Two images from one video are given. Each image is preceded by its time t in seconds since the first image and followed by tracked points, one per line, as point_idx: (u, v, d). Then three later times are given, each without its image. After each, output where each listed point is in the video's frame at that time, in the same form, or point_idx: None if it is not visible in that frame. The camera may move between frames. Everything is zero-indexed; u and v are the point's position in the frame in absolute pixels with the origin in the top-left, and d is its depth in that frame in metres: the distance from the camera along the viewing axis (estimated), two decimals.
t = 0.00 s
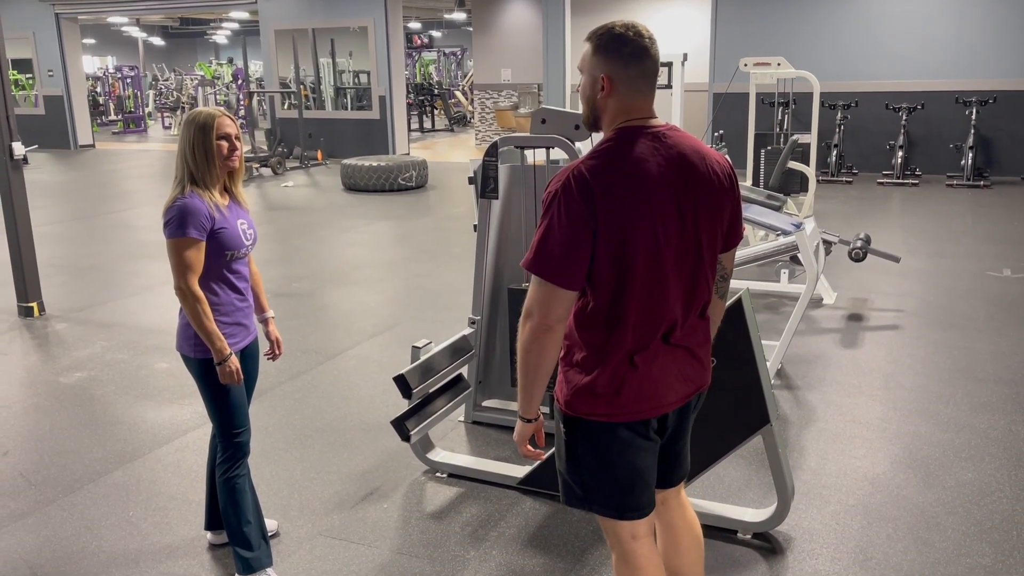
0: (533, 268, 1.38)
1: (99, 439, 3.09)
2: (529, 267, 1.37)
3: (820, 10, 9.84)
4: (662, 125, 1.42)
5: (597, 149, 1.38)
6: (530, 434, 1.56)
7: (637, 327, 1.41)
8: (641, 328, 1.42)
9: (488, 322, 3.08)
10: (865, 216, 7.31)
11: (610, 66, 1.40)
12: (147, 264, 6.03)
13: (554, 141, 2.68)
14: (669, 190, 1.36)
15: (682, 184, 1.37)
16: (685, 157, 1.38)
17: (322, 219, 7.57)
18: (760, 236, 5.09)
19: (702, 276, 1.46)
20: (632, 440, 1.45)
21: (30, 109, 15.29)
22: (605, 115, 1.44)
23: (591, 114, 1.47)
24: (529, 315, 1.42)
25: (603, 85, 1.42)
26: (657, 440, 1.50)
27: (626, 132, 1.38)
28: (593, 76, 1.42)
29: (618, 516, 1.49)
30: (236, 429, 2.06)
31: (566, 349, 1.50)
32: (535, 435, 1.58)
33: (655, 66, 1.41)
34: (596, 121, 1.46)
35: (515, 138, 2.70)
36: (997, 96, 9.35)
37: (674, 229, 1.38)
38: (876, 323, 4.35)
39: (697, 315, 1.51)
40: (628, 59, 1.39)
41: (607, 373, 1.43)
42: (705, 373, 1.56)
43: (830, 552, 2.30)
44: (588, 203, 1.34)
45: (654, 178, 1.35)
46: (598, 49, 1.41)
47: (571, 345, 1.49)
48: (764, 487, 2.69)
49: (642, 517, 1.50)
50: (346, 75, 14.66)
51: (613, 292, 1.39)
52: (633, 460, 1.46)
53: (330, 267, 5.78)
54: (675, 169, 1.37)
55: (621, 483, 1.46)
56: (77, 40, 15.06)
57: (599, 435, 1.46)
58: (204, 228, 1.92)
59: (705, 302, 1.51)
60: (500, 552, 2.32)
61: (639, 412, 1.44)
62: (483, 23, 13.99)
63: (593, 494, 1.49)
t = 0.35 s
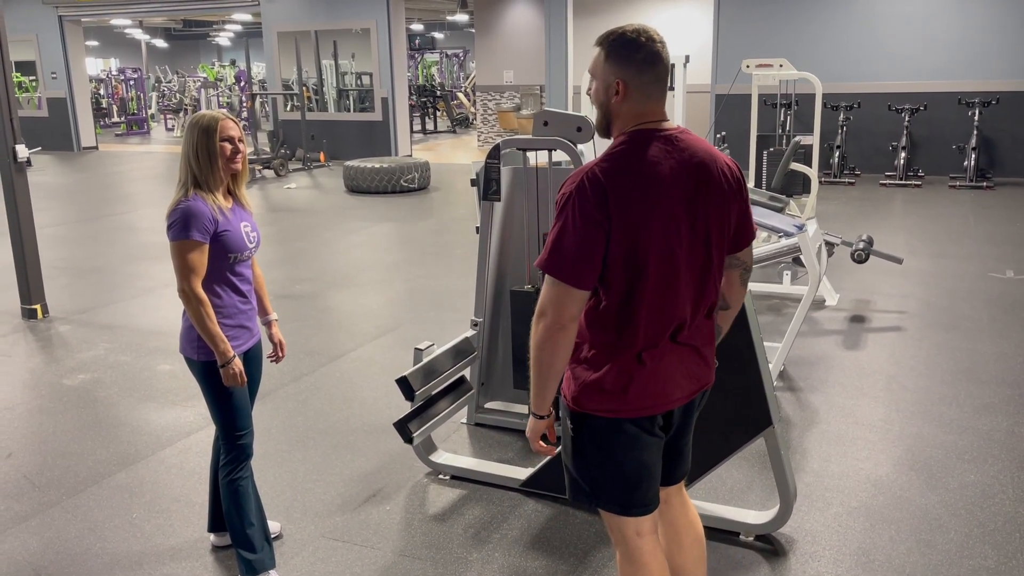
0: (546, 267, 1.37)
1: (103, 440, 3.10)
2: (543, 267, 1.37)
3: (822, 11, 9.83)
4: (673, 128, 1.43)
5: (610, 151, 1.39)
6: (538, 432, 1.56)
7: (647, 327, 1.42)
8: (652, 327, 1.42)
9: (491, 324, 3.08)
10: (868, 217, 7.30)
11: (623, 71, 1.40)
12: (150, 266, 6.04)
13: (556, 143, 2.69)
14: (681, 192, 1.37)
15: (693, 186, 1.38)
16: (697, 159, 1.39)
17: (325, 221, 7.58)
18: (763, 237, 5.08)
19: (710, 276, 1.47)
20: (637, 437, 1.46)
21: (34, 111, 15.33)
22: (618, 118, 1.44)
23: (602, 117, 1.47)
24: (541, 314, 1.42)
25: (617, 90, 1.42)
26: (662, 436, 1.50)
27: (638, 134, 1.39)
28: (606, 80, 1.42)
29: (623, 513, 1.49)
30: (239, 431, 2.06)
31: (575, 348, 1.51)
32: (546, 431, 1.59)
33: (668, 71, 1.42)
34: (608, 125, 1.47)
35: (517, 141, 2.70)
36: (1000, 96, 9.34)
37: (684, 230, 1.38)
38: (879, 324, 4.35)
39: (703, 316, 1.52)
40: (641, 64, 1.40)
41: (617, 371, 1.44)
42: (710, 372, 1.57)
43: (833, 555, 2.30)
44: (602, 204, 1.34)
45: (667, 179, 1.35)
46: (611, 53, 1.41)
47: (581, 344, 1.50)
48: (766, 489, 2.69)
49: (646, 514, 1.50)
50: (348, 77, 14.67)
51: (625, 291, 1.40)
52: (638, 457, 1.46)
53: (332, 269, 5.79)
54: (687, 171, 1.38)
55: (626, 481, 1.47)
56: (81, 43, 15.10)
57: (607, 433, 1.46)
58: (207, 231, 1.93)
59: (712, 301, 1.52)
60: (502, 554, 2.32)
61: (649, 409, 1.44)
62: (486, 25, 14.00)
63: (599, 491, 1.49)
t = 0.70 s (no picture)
0: (562, 262, 1.39)
1: (106, 443, 3.11)
2: (560, 262, 1.38)
3: (825, 12, 9.82)
4: (691, 130, 1.44)
5: (628, 150, 1.40)
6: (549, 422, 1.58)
7: (661, 324, 1.43)
8: (665, 325, 1.43)
9: (493, 326, 3.08)
10: (871, 219, 7.30)
11: (647, 71, 1.41)
12: (154, 268, 6.05)
13: (558, 146, 2.69)
14: (696, 191, 1.38)
15: (709, 187, 1.39)
16: (713, 160, 1.40)
17: (329, 223, 7.59)
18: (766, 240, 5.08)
19: (724, 276, 1.48)
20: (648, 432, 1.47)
21: (38, 113, 15.37)
22: (637, 118, 1.45)
23: (621, 117, 1.47)
24: (556, 308, 1.43)
25: (640, 89, 1.42)
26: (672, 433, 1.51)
27: (656, 134, 1.40)
28: (629, 81, 1.43)
29: (631, 508, 1.50)
30: (242, 434, 2.07)
31: (590, 344, 1.52)
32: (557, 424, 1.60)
33: (690, 72, 1.43)
34: (628, 123, 1.47)
35: (519, 143, 2.69)
36: (1003, 97, 9.32)
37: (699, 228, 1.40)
38: (882, 326, 4.34)
39: (717, 315, 1.53)
40: (664, 66, 1.40)
41: (631, 367, 1.45)
42: (724, 371, 1.58)
43: (836, 558, 2.29)
44: (619, 201, 1.35)
45: (683, 179, 1.37)
46: (635, 53, 1.42)
47: (596, 340, 1.51)
48: (769, 492, 2.69)
49: (654, 510, 1.51)
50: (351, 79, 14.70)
51: (638, 289, 1.41)
52: (648, 453, 1.48)
53: (336, 271, 5.80)
54: (702, 171, 1.39)
55: (635, 476, 1.48)
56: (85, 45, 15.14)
57: (619, 428, 1.47)
58: (210, 235, 1.93)
59: (725, 301, 1.53)
60: (505, 557, 2.32)
61: (661, 405, 1.46)
62: (489, 26, 14.01)
63: (608, 486, 1.51)
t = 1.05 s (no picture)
0: (585, 256, 1.42)
1: (111, 445, 3.12)
2: (582, 256, 1.42)
3: (829, 12, 9.81)
4: (709, 129, 1.47)
5: (648, 148, 1.43)
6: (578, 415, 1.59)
7: (681, 319, 1.45)
8: (686, 319, 1.46)
9: (497, 328, 3.09)
10: (875, 220, 7.29)
11: (668, 71, 1.44)
12: (158, 269, 6.06)
13: (562, 148, 2.68)
14: (715, 188, 1.41)
15: (729, 185, 1.42)
16: (732, 159, 1.43)
17: (333, 225, 7.60)
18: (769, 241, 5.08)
19: (744, 273, 1.50)
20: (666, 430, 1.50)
21: (42, 115, 15.42)
22: (656, 118, 1.48)
23: (642, 117, 1.51)
24: (580, 302, 1.46)
25: (660, 89, 1.45)
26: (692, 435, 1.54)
27: (675, 132, 1.43)
28: (649, 81, 1.46)
29: (644, 504, 1.53)
30: (246, 437, 2.07)
31: (613, 338, 1.55)
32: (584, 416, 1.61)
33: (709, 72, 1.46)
34: (648, 122, 1.50)
35: (523, 145, 2.69)
36: (1008, 98, 9.30)
37: (718, 225, 1.42)
38: (886, 328, 4.34)
39: (738, 311, 1.55)
40: (683, 66, 1.43)
41: (652, 361, 1.47)
42: (745, 368, 1.60)
43: (840, 560, 2.29)
44: (639, 197, 1.39)
45: (703, 177, 1.39)
46: (656, 54, 1.45)
47: (618, 334, 1.54)
48: (773, 494, 2.69)
49: (667, 506, 1.54)
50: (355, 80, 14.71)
51: (659, 284, 1.44)
52: (665, 451, 1.51)
53: (340, 272, 5.80)
54: (722, 169, 1.41)
55: (650, 474, 1.51)
56: (89, 46, 15.18)
57: (640, 423, 1.50)
58: (213, 237, 1.94)
59: (746, 298, 1.55)
60: (509, 558, 2.32)
61: (681, 401, 1.48)
62: (492, 27, 14.03)
63: (623, 483, 1.53)
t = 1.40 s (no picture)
0: (607, 253, 1.43)
1: (116, 446, 3.13)
2: (604, 252, 1.43)
3: (832, 12, 9.80)
4: (728, 130, 1.49)
5: (668, 148, 1.45)
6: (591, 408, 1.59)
7: (701, 317, 1.46)
8: (705, 317, 1.46)
9: (500, 330, 3.09)
10: (878, 220, 7.28)
11: (684, 71, 1.47)
12: (162, 270, 6.08)
13: (565, 150, 2.68)
14: (735, 187, 1.42)
15: (748, 184, 1.43)
16: (750, 159, 1.45)
17: (337, 225, 7.62)
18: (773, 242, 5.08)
19: (763, 273, 1.50)
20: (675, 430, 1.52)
21: (47, 116, 15.46)
22: (675, 120, 1.50)
23: (661, 119, 1.53)
24: (601, 300, 1.46)
25: (677, 89, 1.48)
26: (704, 439, 1.55)
27: (694, 132, 1.45)
28: (666, 82, 1.49)
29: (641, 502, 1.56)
30: (249, 439, 2.07)
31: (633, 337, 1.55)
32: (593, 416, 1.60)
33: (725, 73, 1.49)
34: (666, 125, 1.53)
35: (526, 147, 2.69)
36: (1012, 98, 9.29)
37: (738, 223, 1.43)
38: (889, 329, 4.33)
39: (757, 313, 1.55)
40: (698, 66, 1.46)
41: (672, 358, 1.48)
42: (764, 370, 1.60)
43: (843, 562, 2.29)
44: (660, 194, 1.40)
45: (723, 175, 1.41)
46: (672, 55, 1.48)
47: (638, 333, 1.54)
48: (776, 496, 2.69)
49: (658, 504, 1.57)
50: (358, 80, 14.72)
51: (679, 282, 1.45)
52: (674, 450, 1.53)
53: (343, 273, 5.81)
54: (741, 169, 1.43)
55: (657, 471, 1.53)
56: (93, 47, 15.22)
57: (655, 421, 1.51)
58: (217, 240, 1.94)
59: (765, 300, 1.56)
60: (512, 560, 2.33)
61: (698, 399, 1.49)
62: (495, 28, 14.04)
63: (630, 479, 1.55)
